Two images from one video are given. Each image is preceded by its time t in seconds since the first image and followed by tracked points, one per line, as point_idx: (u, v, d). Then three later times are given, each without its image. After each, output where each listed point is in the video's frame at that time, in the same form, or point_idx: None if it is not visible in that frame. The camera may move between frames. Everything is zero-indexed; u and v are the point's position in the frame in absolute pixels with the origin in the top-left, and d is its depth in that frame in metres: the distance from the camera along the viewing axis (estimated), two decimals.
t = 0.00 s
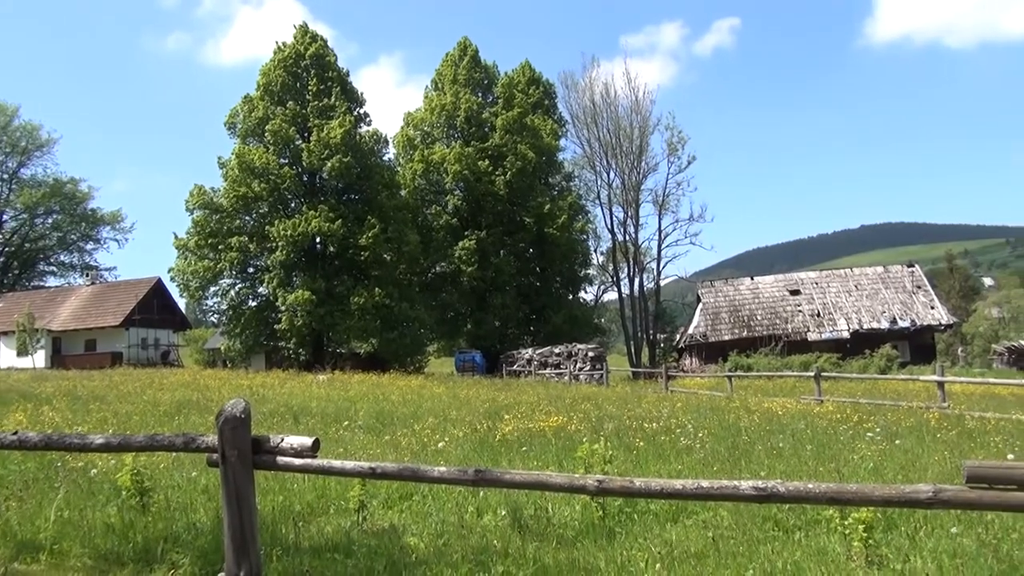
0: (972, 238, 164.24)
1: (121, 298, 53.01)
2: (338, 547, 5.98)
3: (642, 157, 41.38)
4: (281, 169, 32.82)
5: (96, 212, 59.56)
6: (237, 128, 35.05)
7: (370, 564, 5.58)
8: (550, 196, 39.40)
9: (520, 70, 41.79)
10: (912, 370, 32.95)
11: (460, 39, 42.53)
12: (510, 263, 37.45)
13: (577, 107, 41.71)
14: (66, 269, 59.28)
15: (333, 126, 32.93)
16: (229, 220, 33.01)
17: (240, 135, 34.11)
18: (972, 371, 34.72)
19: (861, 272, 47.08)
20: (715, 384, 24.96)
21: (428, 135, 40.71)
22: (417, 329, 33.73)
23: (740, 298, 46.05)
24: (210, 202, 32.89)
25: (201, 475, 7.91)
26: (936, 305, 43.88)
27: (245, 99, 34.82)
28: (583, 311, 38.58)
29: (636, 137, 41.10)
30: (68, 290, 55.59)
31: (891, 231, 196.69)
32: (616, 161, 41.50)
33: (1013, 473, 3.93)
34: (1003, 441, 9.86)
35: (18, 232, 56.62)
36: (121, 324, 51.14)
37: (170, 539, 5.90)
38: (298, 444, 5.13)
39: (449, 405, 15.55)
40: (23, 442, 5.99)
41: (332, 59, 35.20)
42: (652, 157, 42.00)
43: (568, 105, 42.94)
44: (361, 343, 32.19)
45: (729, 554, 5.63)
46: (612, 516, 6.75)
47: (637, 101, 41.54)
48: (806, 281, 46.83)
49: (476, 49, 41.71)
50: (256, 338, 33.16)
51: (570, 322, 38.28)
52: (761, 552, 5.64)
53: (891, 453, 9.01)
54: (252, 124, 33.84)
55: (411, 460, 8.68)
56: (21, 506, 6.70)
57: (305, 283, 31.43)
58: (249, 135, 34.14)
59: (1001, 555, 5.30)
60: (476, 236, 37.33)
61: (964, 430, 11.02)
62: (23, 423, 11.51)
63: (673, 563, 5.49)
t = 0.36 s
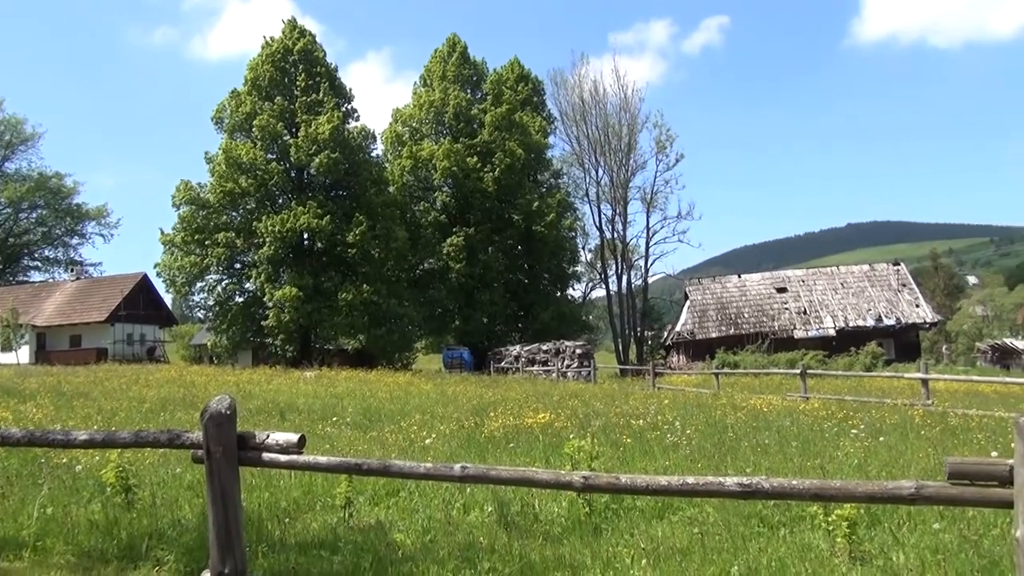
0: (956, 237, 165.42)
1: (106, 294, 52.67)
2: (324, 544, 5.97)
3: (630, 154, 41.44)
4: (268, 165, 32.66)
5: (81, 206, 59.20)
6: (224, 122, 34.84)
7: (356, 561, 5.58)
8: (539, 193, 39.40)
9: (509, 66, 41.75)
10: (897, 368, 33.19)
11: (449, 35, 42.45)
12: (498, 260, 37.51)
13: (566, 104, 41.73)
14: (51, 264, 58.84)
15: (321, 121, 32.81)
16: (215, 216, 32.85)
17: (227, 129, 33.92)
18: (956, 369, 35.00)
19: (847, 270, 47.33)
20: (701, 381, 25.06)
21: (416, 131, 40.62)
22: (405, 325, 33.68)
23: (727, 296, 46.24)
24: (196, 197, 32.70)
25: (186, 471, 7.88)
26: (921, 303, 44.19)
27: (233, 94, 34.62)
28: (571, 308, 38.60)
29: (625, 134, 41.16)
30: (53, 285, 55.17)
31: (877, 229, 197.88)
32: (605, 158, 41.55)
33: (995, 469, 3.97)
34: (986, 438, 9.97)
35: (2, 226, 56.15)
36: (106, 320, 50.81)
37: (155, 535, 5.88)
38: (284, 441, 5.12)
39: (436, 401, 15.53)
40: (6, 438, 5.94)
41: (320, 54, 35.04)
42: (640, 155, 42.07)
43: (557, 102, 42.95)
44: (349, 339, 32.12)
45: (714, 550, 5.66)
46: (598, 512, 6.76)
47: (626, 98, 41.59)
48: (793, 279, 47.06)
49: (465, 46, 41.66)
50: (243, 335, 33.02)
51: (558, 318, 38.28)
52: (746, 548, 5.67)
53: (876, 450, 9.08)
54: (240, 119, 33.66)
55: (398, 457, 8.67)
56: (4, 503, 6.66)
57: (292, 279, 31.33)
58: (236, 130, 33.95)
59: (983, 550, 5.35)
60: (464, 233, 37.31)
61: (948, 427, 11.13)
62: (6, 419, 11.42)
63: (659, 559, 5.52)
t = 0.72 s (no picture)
0: (939, 233, 166.72)
1: (89, 290, 52.19)
2: (309, 541, 5.96)
3: (617, 151, 41.51)
4: (253, 160, 32.46)
5: (64, 202, 58.62)
6: (208, 117, 34.60)
7: (341, 557, 5.57)
8: (525, 189, 39.37)
9: (495, 62, 41.67)
10: (881, 364, 33.44)
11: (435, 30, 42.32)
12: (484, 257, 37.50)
13: (552, 100, 41.73)
14: (33, 259, 58.23)
15: (306, 116, 32.64)
16: (200, 212, 32.66)
17: (212, 124, 33.67)
18: (938, 364, 35.37)
19: (832, 266, 47.59)
20: (687, 377, 25.15)
21: (402, 126, 40.46)
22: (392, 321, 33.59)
23: (713, 292, 46.42)
24: (180, 193, 32.49)
25: (170, 468, 7.85)
26: (904, 299, 44.54)
27: (217, 89, 34.37)
28: (558, 304, 38.60)
29: (612, 131, 41.22)
30: (35, 281, 54.62)
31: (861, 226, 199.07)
32: (592, 155, 41.58)
33: (974, 464, 4.00)
34: (967, 433, 10.07)
35: None
36: (89, 316, 50.39)
37: (139, 533, 5.84)
38: (268, 438, 5.09)
39: (422, 397, 15.53)
40: None
41: (305, 49, 34.85)
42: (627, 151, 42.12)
43: (544, 98, 42.92)
44: (335, 336, 32.02)
45: (698, 545, 5.70)
46: (584, 508, 6.77)
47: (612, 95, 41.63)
48: (778, 275, 47.29)
49: (452, 41, 41.58)
50: (228, 331, 32.85)
51: (545, 315, 38.22)
52: (728, 542, 5.72)
53: (858, 445, 9.16)
54: (224, 114, 33.39)
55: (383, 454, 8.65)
56: None
57: (277, 275, 31.17)
58: (220, 125, 33.72)
59: (963, 544, 5.40)
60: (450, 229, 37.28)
61: (929, 422, 11.25)
62: None
63: (643, 555, 5.54)
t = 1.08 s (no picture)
0: (921, 230, 168.06)
1: (71, 288, 51.71)
2: (293, 540, 5.94)
3: (602, 148, 41.57)
4: (237, 157, 32.24)
5: (45, 199, 58.01)
6: (191, 114, 34.35)
7: (326, 556, 5.56)
8: (511, 187, 39.34)
9: (480, 59, 41.63)
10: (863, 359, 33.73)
11: (420, 27, 42.21)
12: (470, 254, 37.46)
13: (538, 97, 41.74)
14: (13, 257, 57.61)
15: (291, 113, 32.47)
16: (183, 209, 32.44)
17: (194, 121, 33.44)
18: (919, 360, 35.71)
19: (815, 263, 47.88)
20: (671, 374, 25.22)
21: (387, 123, 40.33)
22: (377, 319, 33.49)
23: (697, 289, 46.61)
24: (163, 190, 32.28)
25: (153, 468, 7.80)
26: (886, 296, 44.90)
27: (200, 86, 34.14)
28: (544, 302, 38.62)
29: (597, 128, 41.27)
30: (15, 279, 54.04)
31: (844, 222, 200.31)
32: (577, 152, 41.62)
33: (952, 459, 4.04)
34: (948, 428, 10.17)
35: None
36: (71, 315, 49.90)
37: (121, 533, 5.80)
38: (251, 437, 5.07)
39: (407, 395, 15.50)
40: None
41: (289, 46, 34.66)
42: (612, 149, 42.17)
43: (529, 95, 42.91)
44: (320, 334, 31.89)
45: (682, 541, 5.73)
46: (568, 505, 6.79)
47: (598, 92, 41.68)
48: (762, 272, 47.53)
49: (437, 38, 41.50)
50: (212, 329, 32.66)
51: (530, 312, 38.21)
52: (713, 538, 5.75)
53: (841, 440, 9.23)
54: (207, 111, 33.18)
55: (368, 452, 8.64)
56: None
57: (262, 273, 31.01)
58: (203, 122, 33.49)
59: (943, 538, 5.46)
60: (436, 226, 37.22)
61: (911, 417, 11.37)
62: None
63: (627, 551, 5.56)
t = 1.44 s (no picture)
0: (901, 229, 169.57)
1: (50, 289, 51.19)
2: (277, 541, 5.91)
3: (585, 147, 41.64)
4: (218, 156, 31.99)
5: (23, 199, 57.36)
6: (172, 113, 34.09)
7: (309, 558, 5.54)
8: (494, 186, 39.33)
9: (464, 58, 41.60)
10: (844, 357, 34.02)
11: (403, 26, 42.10)
12: (454, 253, 37.43)
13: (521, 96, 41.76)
14: None
15: (273, 112, 32.29)
16: (164, 208, 32.20)
17: (175, 120, 33.20)
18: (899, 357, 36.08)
19: (797, 261, 48.19)
20: (655, 372, 25.29)
21: (370, 122, 40.18)
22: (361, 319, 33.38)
23: (681, 288, 46.80)
24: (144, 189, 32.01)
25: (134, 470, 7.73)
26: (867, 293, 45.28)
27: (181, 84, 33.90)
28: (528, 301, 38.61)
29: (580, 127, 41.34)
30: None
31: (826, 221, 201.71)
32: (560, 151, 41.66)
33: (930, 455, 4.08)
34: (927, 425, 10.28)
35: None
36: (50, 315, 49.40)
37: (101, 536, 5.75)
38: (233, 438, 5.05)
39: (391, 395, 15.46)
40: None
41: (271, 44, 34.47)
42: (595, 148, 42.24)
43: (513, 94, 42.90)
44: (303, 334, 31.74)
45: (665, 539, 5.76)
46: (552, 504, 6.81)
47: (581, 91, 41.74)
48: (745, 270, 47.79)
49: (420, 37, 41.42)
50: (194, 329, 32.44)
51: (514, 311, 38.18)
52: (696, 536, 5.78)
53: (822, 437, 9.31)
54: (188, 109, 32.96)
55: (351, 452, 8.61)
56: None
57: (244, 273, 30.82)
58: (184, 120, 33.27)
59: (922, 533, 5.52)
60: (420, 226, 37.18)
61: (891, 414, 11.48)
62: None
63: (611, 549, 5.58)
